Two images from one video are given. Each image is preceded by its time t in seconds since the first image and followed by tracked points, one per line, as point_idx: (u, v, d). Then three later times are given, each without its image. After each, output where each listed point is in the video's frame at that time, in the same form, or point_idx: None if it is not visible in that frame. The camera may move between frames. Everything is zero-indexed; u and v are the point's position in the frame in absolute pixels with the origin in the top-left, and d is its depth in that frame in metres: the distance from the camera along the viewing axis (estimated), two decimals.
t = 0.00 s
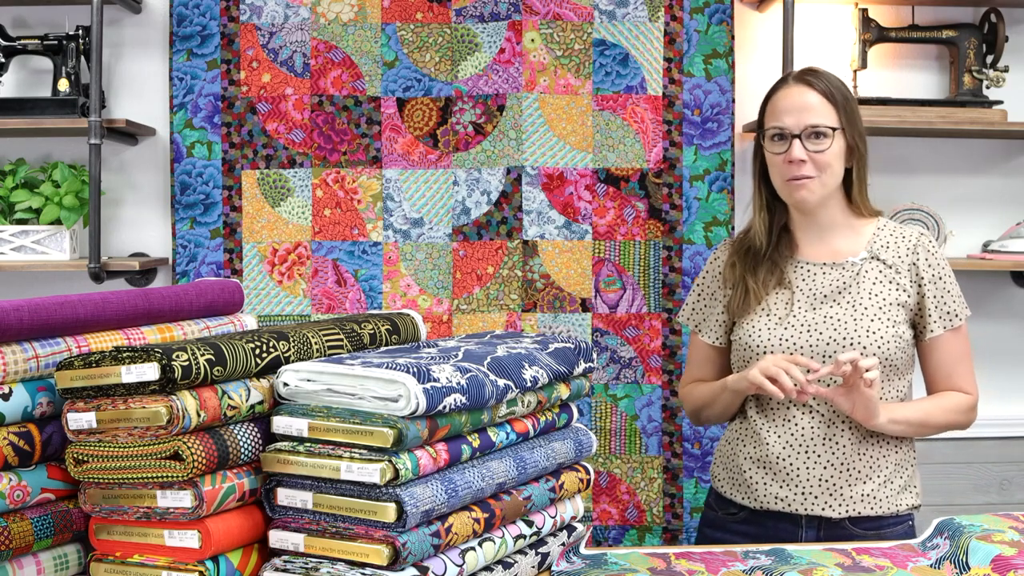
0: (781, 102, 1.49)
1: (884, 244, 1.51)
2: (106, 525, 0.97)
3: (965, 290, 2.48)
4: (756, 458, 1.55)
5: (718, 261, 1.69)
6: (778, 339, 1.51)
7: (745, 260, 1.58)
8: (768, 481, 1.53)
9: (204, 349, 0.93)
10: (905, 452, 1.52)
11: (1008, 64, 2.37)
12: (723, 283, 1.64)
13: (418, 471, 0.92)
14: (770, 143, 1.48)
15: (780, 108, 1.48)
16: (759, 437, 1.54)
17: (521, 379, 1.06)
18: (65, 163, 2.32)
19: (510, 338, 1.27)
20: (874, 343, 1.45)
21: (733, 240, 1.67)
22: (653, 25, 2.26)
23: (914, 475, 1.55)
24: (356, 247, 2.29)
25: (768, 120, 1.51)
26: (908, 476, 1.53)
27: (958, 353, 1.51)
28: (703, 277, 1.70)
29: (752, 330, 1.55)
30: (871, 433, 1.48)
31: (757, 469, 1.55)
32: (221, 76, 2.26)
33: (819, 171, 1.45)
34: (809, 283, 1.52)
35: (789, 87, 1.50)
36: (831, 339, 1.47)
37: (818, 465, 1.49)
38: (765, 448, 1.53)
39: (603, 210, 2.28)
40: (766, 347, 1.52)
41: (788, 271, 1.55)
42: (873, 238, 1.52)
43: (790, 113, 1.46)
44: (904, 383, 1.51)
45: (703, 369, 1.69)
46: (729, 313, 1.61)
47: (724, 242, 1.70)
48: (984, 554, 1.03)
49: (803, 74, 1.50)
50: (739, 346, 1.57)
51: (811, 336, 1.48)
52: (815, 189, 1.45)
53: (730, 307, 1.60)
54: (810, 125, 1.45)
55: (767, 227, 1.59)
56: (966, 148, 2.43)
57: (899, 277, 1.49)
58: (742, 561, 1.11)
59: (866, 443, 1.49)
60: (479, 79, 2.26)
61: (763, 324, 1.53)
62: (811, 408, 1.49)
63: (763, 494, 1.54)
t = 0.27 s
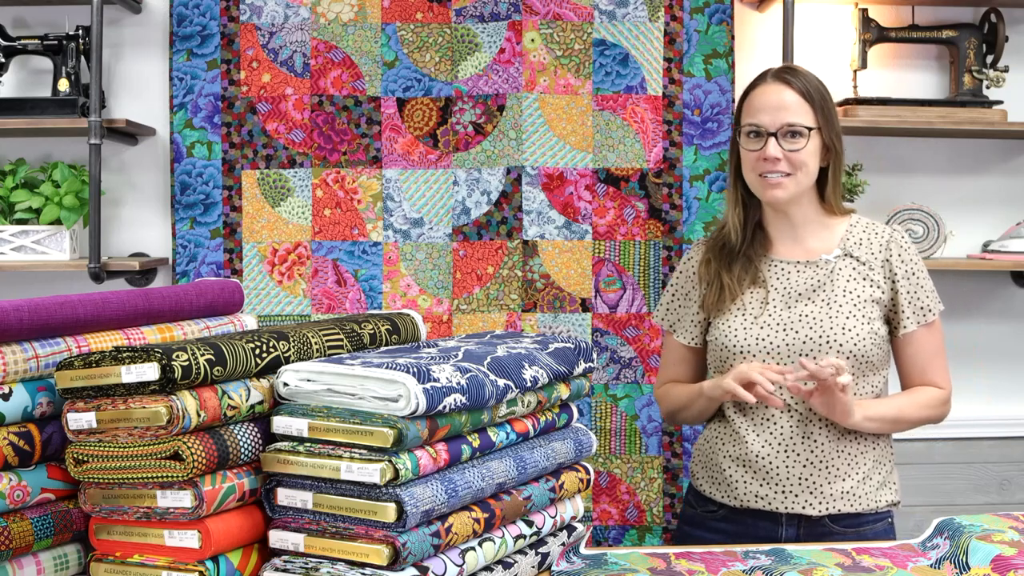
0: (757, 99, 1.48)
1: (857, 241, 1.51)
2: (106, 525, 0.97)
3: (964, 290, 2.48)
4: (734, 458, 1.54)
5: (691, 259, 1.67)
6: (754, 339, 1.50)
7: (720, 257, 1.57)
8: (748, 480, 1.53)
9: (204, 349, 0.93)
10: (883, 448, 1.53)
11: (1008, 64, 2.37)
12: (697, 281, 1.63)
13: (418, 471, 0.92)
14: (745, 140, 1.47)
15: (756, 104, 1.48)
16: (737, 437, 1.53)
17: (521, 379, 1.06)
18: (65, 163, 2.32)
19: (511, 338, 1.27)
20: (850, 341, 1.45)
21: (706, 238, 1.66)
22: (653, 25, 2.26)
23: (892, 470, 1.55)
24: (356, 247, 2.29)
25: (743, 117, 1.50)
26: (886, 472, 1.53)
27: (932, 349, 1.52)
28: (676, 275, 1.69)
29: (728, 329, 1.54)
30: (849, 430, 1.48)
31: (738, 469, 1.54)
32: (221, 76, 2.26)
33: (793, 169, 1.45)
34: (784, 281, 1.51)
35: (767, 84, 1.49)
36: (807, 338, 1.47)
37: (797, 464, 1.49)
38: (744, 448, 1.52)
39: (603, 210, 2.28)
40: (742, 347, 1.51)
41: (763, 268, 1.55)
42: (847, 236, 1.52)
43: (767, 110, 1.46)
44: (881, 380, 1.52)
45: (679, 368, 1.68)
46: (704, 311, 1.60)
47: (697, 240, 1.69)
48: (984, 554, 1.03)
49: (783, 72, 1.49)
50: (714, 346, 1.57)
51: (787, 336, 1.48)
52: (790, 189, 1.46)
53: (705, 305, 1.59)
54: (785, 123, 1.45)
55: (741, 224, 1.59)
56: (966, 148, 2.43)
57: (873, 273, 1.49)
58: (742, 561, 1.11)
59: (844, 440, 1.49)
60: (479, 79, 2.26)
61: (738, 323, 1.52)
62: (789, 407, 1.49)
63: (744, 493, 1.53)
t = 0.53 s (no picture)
0: (728, 97, 1.48)
1: (827, 240, 1.51)
2: (106, 525, 0.97)
3: (964, 290, 2.48)
4: (707, 458, 1.53)
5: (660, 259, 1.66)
6: (725, 339, 1.49)
7: (690, 257, 1.56)
8: (721, 480, 1.51)
9: (204, 349, 0.93)
10: (853, 446, 1.53)
11: (1008, 64, 2.37)
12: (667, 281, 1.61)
13: (418, 471, 0.92)
14: (717, 139, 1.47)
15: (728, 103, 1.48)
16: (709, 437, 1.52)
17: (521, 379, 1.06)
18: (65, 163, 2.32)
19: (510, 338, 1.27)
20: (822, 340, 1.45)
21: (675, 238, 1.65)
22: (653, 25, 2.26)
23: (862, 467, 1.55)
24: (356, 247, 2.29)
25: (715, 116, 1.50)
26: (856, 469, 1.53)
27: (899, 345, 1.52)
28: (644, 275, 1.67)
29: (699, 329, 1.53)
30: (820, 429, 1.48)
31: (710, 469, 1.53)
32: (221, 76, 2.26)
33: (765, 168, 1.45)
34: (755, 281, 1.51)
35: (738, 82, 1.49)
36: (778, 338, 1.46)
37: (770, 463, 1.48)
38: (717, 448, 1.51)
39: (603, 210, 2.28)
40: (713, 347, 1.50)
41: (734, 268, 1.54)
42: (816, 235, 1.52)
43: (739, 109, 1.46)
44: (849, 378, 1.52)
45: (648, 368, 1.65)
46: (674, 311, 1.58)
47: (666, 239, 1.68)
48: (984, 554, 1.03)
49: (755, 71, 1.49)
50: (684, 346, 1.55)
51: (758, 336, 1.47)
52: (762, 188, 1.45)
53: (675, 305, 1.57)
54: (758, 122, 1.45)
55: (711, 223, 1.58)
56: (966, 148, 2.43)
57: (843, 272, 1.49)
58: (742, 561, 1.11)
59: (816, 439, 1.48)
60: (479, 79, 2.26)
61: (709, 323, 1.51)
62: (761, 406, 1.49)
63: (716, 494, 1.52)
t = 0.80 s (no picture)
0: (697, 95, 1.45)
1: (796, 239, 1.48)
2: (106, 525, 0.97)
3: (964, 290, 2.48)
4: (676, 461, 1.47)
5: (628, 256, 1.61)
6: (694, 338, 1.44)
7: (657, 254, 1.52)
8: (691, 482, 1.45)
9: (204, 349, 0.93)
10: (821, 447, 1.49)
11: (1008, 64, 2.37)
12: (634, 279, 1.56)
13: (418, 471, 0.92)
14: (683, 137, 1.44)
15: (696, 100, 1.44)
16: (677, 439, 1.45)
17: (521, 379, 1.06)
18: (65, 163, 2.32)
19: (510, 339, 1.27)
20: (792, 340, 1.42)
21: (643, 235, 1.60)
22: (653, 25, 2.26)
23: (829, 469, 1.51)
24: (356, 247, 2.29)
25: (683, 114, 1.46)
26: (823, 471, 1.49)
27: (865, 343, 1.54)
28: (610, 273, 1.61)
29: (666, 329, 1.47)
30: (790, 429, 1.44)
31: (679, 470, 1.47)
32: (221, 76, 2.26)
33: (729, 166, 1.41)
34: (723, 279, 1.46)
35: (707, 81, 1.46)
36: (749, 337, 1.41)
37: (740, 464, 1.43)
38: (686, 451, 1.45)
39: (603, 210, 2.28)
40: (682, 347, 1.44)
41: (701, 266, 1.50)
42: (786, 234, 1.48)
43: (706, 107, 1.43)
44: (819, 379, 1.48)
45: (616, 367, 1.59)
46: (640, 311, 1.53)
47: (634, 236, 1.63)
48: (983, 554, 1.03)
49: (726, 71, 1.46)
50: (650, 347, 1.50)
51: (728, 335, 1.42)
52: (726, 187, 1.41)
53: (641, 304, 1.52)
54: (724, 121, 1.41)
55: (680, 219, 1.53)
56: (966, 148, 2.43)
57: (813, 271, 1.46)
58: (742, 561, 1.11)
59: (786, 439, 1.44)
60: (479, 79, 2.26)
61: (677, 322, 1.46)
62: (730, 406, 1.43)
63: (686, 495, 1.46)
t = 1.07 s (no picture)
0: (679, 102, 1.48)
1: (771, 244, 1.54)
2: (106, 524, 0.96)
3: (964, 289, 2.48)
4: (650, 462, 1.51)
5: (603, 260, 1.66)
6: (670, 340, 1.49)
7: (634, 257, 1.57)
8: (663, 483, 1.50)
9: (204, 349, 0.92)
10: (791, 449, 1.54)
11: (1008, 64, 2.37)
12: (611, 281, 1.61)
13: (417, 471, 0.91)
14: (667, 144, 1.46)
15: (679, 108, 1.47)
16: (651, 440, 1.50)
17: (521, 379, 1.06)
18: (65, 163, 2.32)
19: (510, 339, 1.27)
20: (766, 342, 1.48)
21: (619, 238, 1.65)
22: (653, 25, 2.26)
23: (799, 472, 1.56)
24: (355, 247, 2.29)
25: (665, 121, 1.49)
26: (793, 473, 1.54)
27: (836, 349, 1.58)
28: (588, 276, 1.66)
29: (643, 332, 1.52)
30: (761, 430, 1.49)
31: (652, 471, 1.51)
32: (221, 76, 2.26)
33: (716, 173, 1.44)
34: (698, 283, 1.52)
35: (688, 88, 1.49)
36: (722, 339, 1.47)
37: (713, 465, 1.48)
38: (660, 451, 1.49)
39: (603, 210, 2.28)
40: (658, 347, 1.49)
41: (678, 269, 1.55)
42: (758, 238, 1.55)
43: (690, 116, 1.46)
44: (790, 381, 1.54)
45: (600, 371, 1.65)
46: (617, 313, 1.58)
47: (609, 239, 1.68)
48: (984, 554, 1.03)
49: (703, 75, 1.50)
50: (627, 348, 1.54)
51: (702, 337, 1.48)
52: (712, 193, 1.45)
53: (619, 306, 1.57)
54: (710, 128, 1.44)
55: (656, 224, 1.59)
56: (966, 148, 2.43)
57: (786, 276, 1.52)
58: (741, 561, 1.11)
59: (757, 440, 1.49)
60: (479, 79, 2.26)
61: (654, 324, 1.51)
62: (703, 407, 1.48)
63: (659, 496, 1.50)
